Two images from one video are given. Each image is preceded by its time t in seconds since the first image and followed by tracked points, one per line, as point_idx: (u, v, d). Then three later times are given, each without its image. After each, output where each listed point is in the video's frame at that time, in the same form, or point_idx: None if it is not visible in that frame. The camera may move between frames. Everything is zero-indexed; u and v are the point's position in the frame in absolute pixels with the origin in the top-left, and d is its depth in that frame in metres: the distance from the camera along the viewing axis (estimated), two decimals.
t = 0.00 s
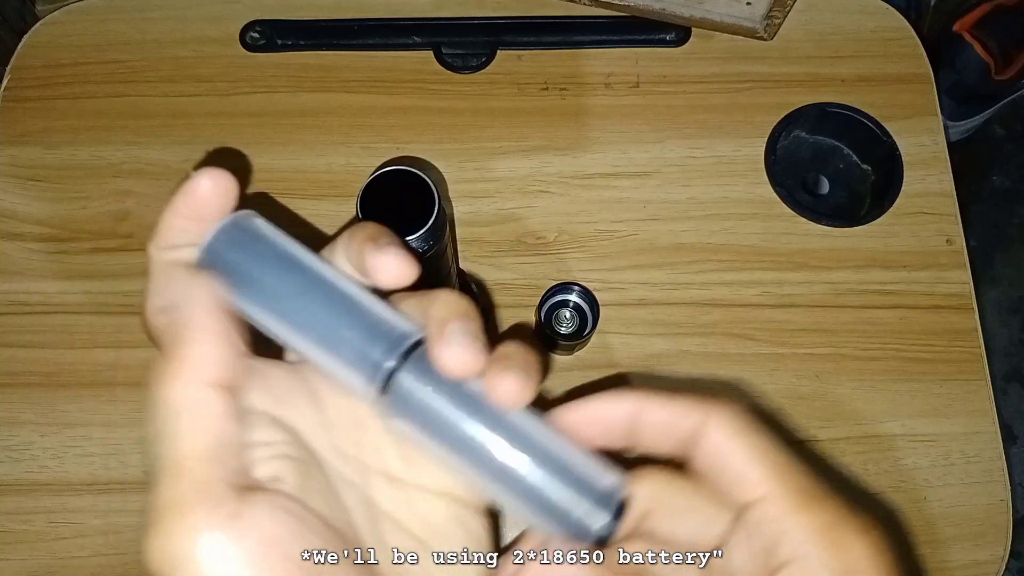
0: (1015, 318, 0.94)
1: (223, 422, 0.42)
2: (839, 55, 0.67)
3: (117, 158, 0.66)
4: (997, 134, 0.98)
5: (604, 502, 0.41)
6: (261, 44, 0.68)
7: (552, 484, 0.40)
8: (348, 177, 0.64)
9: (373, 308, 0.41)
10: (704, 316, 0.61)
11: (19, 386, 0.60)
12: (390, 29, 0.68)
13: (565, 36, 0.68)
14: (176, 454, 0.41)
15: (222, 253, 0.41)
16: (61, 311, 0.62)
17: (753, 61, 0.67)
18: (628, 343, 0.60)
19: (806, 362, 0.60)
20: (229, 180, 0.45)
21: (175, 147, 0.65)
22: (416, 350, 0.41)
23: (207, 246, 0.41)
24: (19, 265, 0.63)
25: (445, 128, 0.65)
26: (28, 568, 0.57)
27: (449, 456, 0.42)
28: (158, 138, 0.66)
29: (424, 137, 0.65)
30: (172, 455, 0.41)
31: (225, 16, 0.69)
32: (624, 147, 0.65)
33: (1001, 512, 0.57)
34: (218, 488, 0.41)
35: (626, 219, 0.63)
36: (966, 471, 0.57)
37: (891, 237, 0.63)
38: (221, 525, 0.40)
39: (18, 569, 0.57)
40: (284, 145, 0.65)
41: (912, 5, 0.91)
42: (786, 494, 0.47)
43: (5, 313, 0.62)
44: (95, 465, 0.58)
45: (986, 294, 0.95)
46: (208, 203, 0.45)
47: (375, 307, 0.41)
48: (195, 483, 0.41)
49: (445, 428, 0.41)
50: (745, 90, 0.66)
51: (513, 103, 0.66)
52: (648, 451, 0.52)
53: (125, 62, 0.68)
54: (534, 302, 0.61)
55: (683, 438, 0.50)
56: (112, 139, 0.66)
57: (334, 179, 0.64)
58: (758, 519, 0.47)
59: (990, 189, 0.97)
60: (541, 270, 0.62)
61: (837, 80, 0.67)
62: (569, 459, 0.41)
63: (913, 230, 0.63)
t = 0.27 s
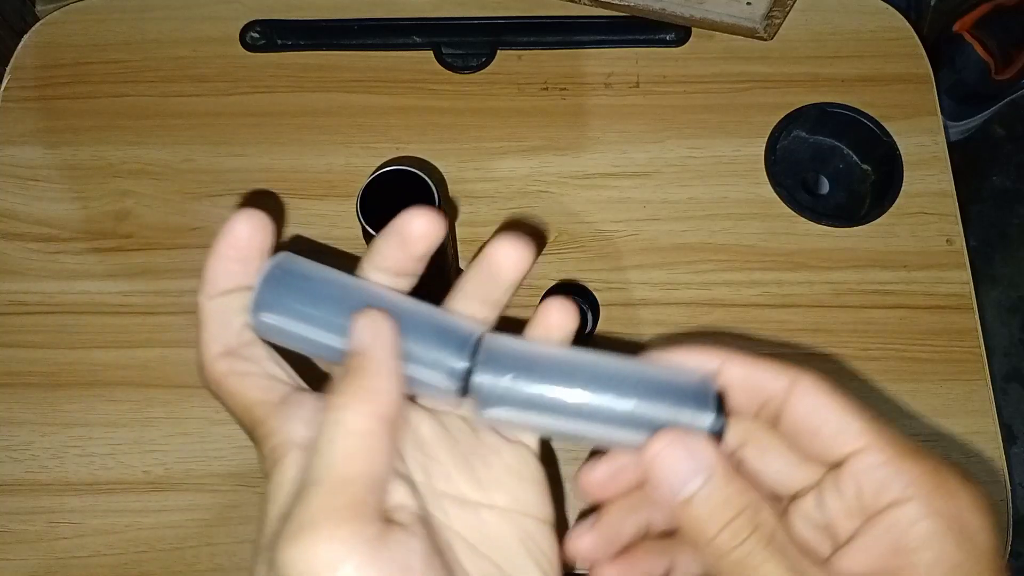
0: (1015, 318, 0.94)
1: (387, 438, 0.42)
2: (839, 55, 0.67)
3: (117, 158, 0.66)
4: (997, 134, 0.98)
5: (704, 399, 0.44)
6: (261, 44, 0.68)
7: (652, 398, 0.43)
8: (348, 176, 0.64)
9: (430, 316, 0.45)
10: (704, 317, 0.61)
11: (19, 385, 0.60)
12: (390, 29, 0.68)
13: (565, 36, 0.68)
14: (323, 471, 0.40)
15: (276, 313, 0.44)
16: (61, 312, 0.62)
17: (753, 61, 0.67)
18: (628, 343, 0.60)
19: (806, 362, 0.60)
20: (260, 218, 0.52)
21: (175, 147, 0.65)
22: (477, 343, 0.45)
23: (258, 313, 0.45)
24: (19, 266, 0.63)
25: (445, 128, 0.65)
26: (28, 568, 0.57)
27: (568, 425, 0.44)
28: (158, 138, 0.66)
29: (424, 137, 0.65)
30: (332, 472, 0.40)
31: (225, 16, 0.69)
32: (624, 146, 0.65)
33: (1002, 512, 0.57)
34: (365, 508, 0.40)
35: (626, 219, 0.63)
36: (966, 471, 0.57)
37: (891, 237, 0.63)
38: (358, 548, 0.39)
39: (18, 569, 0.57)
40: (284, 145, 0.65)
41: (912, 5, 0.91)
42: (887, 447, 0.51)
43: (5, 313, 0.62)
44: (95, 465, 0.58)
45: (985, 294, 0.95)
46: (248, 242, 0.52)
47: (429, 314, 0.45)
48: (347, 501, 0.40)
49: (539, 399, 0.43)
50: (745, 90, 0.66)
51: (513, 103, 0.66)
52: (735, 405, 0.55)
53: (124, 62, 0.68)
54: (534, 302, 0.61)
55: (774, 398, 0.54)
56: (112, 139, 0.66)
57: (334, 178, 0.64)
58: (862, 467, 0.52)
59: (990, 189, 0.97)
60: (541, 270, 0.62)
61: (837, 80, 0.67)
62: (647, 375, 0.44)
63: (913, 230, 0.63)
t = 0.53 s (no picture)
0: (1014, 318, 0.94)
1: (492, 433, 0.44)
2: (837, 56, 0.67)
3: (118, 158, 0.66)
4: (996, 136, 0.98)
5: (772, 330, 0.45)
6: (262, 45, 0.68)
7: (722, 330, 0.45)
8: (348, 177, 0.65)
9: (499, 288, 0.47)
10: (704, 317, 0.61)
11: (20, 385, 0.60)
12: (390, 30, 0.68)
13: (565, 37, 0.68)
14: (417, 483, 0.43)
15: (347, 309, 0.45)
16: (62, 312, 0.62)
17: (752, 62, 0.67)
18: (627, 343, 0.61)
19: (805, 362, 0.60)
20: (336, 219, 0.56)
21: (176, 148, 0.66)
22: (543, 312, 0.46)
23: (325, 311, 0.45)
24: (20, 266, 0.63)
25: (445, 129, 0.66)
26: (30, 567, 0.57)
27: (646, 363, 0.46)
28: (159, 138, 0.66)
29: (424, 138, 0.66)
30: (427, 485, 0.43)
31: (226, 18, 0.69)
32: (624, 147, 0.65)
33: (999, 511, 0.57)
34: (463, 516, 0.43)
35: (626, 219, 0.63)
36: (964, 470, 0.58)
37: (890, 237, 0.63)
38: (446, 555, 0.42)
39: (19, 568, 0.57)
40: (285, 146, 0.65)
41: (911, 5, 0.91)
42: (933, 391, 0.52)
43: (7, 313, 0.62)
44: (96, 464, 0.58)
45: (985, 294, 0.95)
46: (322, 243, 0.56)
47: (498, 287, 0.47)
48: (440, 513, 0.43)
49: (612, 343, 0.45)
50: (743, 91, 0.67)
51: (513, 104, 0.66)
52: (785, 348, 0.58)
53: (126, 63, 0.68)
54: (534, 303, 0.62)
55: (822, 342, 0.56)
56: (113, 140, 0.66)
57: (334, 179, 0.64)
58: (913, 407, 0.53)
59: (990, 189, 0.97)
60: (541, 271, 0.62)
61: (835, 81, 0.67)
62: (710, 308, 0.46)
63: (911, 230, 0.63)
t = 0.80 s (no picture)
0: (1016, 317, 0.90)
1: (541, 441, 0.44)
2: (841, 54, 0.67)
3: (116, 157, 0.65)
4: (997, 133, 0.92)
5: (795, 292, 0.48)
6: (260, 42, 0.67)
7: (746, 298, 0.47)
8: (347, 176, 0.64)
9: (517, 289, 0.49)
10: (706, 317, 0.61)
11: (17, 386, 0.60)
12: (389, 27, 0.67)
13: (566, 34, 0.67)
14: (481, 488, 0.42)
15: (374, 315, 0.47)
16: (58, 312, 0.61)
17: (754, 60, 0.67)
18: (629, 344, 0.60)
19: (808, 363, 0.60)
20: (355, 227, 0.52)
21: (174, 146, 0.65)
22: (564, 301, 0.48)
23: (352, 319, 0.47)
24: (17, 265, 0.62)
25: (445, 127, 0.65)
26: (26, 569, 0.56)
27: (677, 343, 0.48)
28: (158, 137, 0.65)
29: (424, 136, 0.65)
30: (491, 486, 0.42)
31: (224, 15, 0.68)
32: (625, 145, 0.65)
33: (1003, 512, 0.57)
34: (528, 516, 0.43)
35: (627, 218, 0.63)
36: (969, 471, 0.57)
37: (893, 237, 0.63)
38: (522, 556, 0.42)
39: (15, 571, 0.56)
40: (283, 145, 0.65)
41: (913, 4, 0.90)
42: (948, 371, 0.52)
43: (3, 313, 0.62)
44: (94, 466, 0.58)
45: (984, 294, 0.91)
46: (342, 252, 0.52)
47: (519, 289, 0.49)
48: (513, 512, 0.42)
49: (641, 325, 0.47)
50: (746, 89, 0.66)
51: (513, 102, 0.66)
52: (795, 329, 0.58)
53: (124, 61, 0.68)
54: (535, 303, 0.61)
55: (833, 317, 0.56)
56: (111, 138, 0.66)
57: (334, 178, 0.64)
58: (922, 388, 0.52)
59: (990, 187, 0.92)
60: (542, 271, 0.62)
61: (839, 79, 0.66)
62: (728, 278, 0.48)
63: (915, 230, 0.63)
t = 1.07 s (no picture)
0: (1016, 318, 0.90)
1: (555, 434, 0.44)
2: (840, 54, 0.67)
3: (116, 157, 0.65)
4: (997, 134, 0.92)
5: (786, 284, 0.48)
6: (260, 42, 0.67)
7: (739, 291, 0.48)
8: (348, 176, 0.64)
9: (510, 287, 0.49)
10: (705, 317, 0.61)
11: (17, 386, 0.60)
12: (389, 27, 0.67)
13: (566, 34, 0.67)
14: (501, 484, 0.42)
15: (368, 334, 0.47)
16: (59, 312, 0.61)
17: (754, 60, 0.67)
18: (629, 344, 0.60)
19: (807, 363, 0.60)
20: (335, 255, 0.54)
21: (174, 146, 0.65)
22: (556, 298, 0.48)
23: (347, 341, 0.47)
24: (17, 265, 0.62)
25: (445, 127, 0.65)
26: (27, 568, 0.56)
27: (674, 339, 0.48)
28: (158, 137, 0.65)
29: (424, 136, 0.65)
30: (516, 482, 0.42)
31: (224, 15, 0.68)
32: (624, 145, 0.65)
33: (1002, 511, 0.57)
34: (554, 508, 0.43)
35: (627, 218, 0.63)
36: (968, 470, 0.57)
37: (893, 237, 0.63)
38: (554, 550, 0.42)
39: (16, 571, 0.56)
40: (283, 144, 0.65)
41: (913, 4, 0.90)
42: (955, 365, 0.52)
43: (3, 312, 0.61)
44: (94, 465, 0.58)
45: (984, 294, 0.91)
46: (326, 280, 0.54)
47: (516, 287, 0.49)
48: (541, 506, 0.42)
49: (637, 323, 0.47)
50: (746, 89, 0.66)
51: (513, 102, 0.66)
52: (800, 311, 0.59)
53: (124, 62, 0.68)
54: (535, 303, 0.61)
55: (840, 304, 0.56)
56: (111, 139, 0.66)
57: (334, 178, 0.64)
58: (932, 377, 0.53)
59: (989, 188, 0.92)
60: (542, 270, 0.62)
61: (838, 79, 0.66)
62: (719, 272, 0.48)
63: (915, 230, 0.63)
